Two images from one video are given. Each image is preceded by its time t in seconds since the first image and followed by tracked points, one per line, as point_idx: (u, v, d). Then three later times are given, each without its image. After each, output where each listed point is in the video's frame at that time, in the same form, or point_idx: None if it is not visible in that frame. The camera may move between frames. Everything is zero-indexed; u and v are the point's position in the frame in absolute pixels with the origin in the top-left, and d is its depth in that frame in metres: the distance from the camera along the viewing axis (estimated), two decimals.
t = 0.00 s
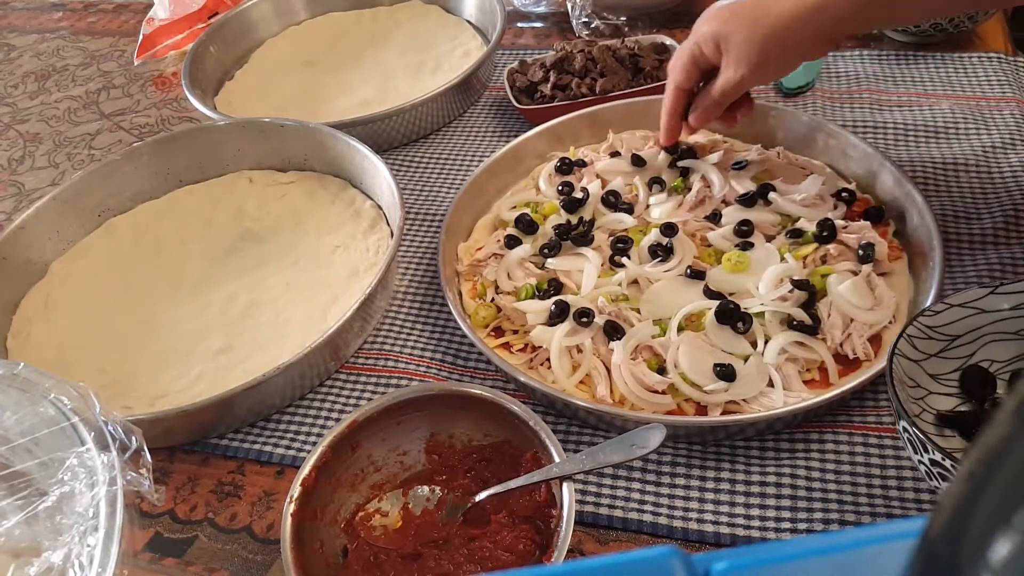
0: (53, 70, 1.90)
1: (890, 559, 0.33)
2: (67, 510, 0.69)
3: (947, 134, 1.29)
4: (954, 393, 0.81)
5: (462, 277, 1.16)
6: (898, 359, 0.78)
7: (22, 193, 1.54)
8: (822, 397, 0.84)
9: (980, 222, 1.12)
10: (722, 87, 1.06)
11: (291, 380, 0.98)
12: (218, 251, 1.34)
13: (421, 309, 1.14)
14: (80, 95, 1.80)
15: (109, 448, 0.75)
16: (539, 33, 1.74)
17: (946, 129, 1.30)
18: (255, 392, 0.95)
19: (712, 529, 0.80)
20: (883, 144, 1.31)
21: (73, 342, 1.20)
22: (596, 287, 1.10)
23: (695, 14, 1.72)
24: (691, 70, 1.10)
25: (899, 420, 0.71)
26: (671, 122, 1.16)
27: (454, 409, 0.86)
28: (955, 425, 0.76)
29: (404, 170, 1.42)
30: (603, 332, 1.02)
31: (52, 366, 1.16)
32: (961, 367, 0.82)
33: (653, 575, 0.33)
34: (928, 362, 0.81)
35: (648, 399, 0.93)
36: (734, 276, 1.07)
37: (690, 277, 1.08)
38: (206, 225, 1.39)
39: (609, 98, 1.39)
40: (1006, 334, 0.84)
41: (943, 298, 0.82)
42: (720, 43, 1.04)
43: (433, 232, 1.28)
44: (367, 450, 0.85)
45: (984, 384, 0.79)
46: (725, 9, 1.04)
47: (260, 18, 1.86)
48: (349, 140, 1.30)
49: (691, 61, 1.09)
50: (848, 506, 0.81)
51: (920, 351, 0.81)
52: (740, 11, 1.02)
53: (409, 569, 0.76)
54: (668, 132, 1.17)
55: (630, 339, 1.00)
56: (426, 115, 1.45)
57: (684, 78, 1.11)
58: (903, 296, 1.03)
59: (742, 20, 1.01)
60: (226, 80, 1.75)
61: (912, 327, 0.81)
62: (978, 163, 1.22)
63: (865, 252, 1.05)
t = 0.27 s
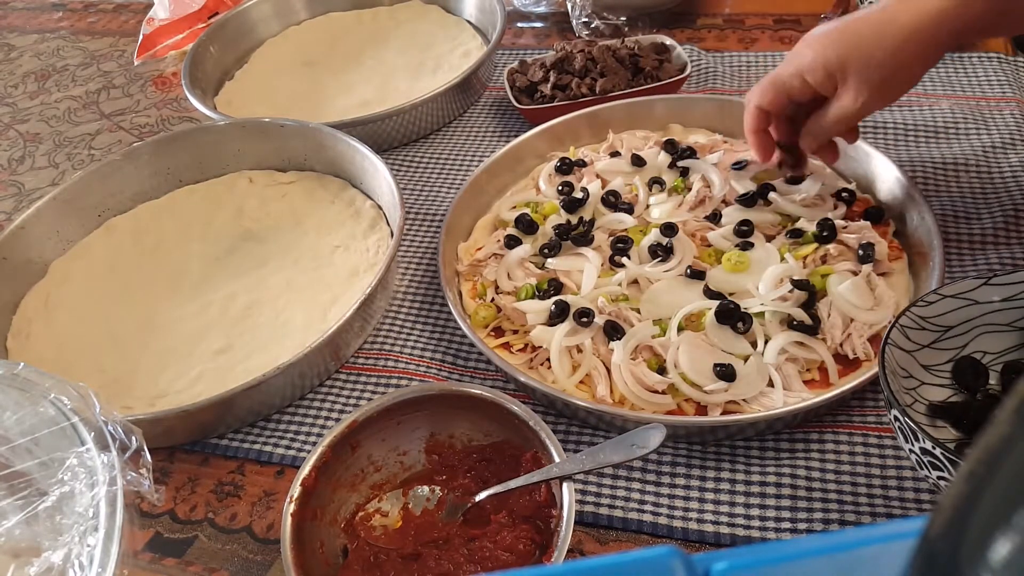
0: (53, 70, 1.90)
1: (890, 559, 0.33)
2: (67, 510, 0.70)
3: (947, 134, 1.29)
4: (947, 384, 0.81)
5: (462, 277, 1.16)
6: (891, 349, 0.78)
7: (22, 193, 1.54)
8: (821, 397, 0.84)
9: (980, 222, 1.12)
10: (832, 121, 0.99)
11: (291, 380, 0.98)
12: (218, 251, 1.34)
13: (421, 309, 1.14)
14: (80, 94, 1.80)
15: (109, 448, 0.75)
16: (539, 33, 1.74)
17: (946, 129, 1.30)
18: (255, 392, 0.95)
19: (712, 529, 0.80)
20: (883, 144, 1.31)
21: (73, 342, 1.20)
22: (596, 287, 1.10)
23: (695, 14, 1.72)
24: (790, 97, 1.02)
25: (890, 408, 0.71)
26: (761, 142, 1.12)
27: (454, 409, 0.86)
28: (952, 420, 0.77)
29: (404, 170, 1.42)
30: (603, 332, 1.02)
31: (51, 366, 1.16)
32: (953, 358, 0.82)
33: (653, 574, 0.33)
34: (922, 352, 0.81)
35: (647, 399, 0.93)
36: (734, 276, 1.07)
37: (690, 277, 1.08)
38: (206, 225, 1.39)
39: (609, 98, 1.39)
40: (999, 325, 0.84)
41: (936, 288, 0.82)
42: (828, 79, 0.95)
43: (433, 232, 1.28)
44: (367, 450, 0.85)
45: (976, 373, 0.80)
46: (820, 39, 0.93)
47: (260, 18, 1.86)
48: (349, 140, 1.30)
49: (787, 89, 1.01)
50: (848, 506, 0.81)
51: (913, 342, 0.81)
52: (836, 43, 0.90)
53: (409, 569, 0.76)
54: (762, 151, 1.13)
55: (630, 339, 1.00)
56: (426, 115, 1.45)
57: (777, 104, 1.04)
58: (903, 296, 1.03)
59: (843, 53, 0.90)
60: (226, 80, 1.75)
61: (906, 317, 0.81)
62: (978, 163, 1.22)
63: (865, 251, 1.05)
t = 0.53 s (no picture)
0: (53, 70, 1.90)
1: (891, 559, 0.33)
2: (67, 510, 0.70)
3: (947, 134, 1.29)
4: (965, 393, 0.81)
5: (462, 277, 1.16)
6: (909, 359, 0.79)
7: (22, 193, 1.54)
8: (821, 397, 0.84)
9: (980, 222, 1.12)
10: (766, 143, 0.94)
11: (291, 380, 0.98)
12: (218, 251, 1.34)
13: (422, 309, 1.14)
14: (80, 94, 1.80)
15: (109, 448, 0.75)
16: (539, 33, 1.74)
17: (946, 129, 1.30)
18: (255, 392, 0.95)
19: (712, 529, 0.80)
20: (883, 144, 1.31)
21: (73, 342, 1.20)
22: (596, 287, 1.10)
23: (694, 14, 1.72)
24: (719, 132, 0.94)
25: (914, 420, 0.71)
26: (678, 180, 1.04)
27: (454, 409, 0.86)
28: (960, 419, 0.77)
29: (404, 170, 1.42)
30: (603, 332, 1.02)
31: (51, 366, 1.16)
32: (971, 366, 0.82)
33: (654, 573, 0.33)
34: (940, 360, 0.81)
35: (648, 399, 0.93)
36: (734, 276, 1.07)
37: (689, 277, 1.08)
38: (206, 225, 1.39)
39: (609, 98, 1.39)
40: (1017, 334, 0.84)
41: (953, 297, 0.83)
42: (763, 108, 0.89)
43: (433, 232, 1.28)
44: (367, 450, 0.85)
45: (993, 381, 0.78)
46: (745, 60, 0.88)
47: (260, 18, 1.86)
48: (349, 140, 1.30)
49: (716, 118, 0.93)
50: (848, 506, 0.81)
51: (931, 350, 0.81)
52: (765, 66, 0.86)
53: (409, 569, 0.76)
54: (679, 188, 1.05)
55: (630, 339, 1.00)
56: (426, 115, 1.45)
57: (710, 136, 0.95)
58: (903, 296, 1.03)
59: (771, 79, 0.85)
60: (226, 80, 1.75)
61: (924, 326, 0.81)
62: (978, 163, 1.22)
63: (865, 251, 1.05)
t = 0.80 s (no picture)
0: (53, 70, 1.90)
1: (891, 559, 0.33)
2: (67, 510, 0.70)
3: (946, 134, 1.29)
4: (969, 381, 0.81)
5: (462, 277, 1.16)
6: (914, 346, 0.79)
7: (22, 193, 1.54)
8: (821, 397, 0.84)
9: (980, 222, 1.12)
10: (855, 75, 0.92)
11: (291, 380, 0.98)
12: (218, 251, 1.34)
13: (422, 309, 1.14)
14: (80, 94, 1.80)
15: (109, 448, 0.75)
16: (539, 33, 1.74)
17: (946, 129, 1.30)
18: (255, 392, 0.94)
19: (712, 529, 0.80)
20: (883, 144, 1.31)
21: (73, 343, 1.20)
22: (596, 287, 1.10)
23: (695, 14, 1.72)
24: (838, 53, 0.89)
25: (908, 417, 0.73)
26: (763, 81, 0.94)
27: (454, 409, 0.86)
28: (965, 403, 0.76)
29: (403, 170, 1.42)
30: (603, 332, 1.02)
31: (51, 366, 1.16)
32: (975, 354, 0.82)
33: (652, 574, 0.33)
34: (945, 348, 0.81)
35: (648, 400, 0.93)
36: (734, 276, 1.07)
37: (689, 278, 1.08)
38: (206, 225, 1.39)
39: (609, 98, 1.39)
40: (1019, 322, 0.84)
41: (959, 284, 0.83)
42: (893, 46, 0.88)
43: (433, 232, 1.28)
44: (367, 450, 0.85)
45: (997, 370, 0.78)
46: None
47: (260, 18, 1.86)
48: (349, 140, 1.30)
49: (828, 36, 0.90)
50: (848, 506, 0.81)
51: (936, 339, 0.81)
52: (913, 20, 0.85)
53: (409, 569, 0.76)
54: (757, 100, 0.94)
55: (630, 339, 1.00)
56: (426, 115, 1.45)
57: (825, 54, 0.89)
58: (903, 296, 1.03)
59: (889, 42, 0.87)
60: (226, 80, 1.75)
61: (928, 314, 0.81)
62: (978, 163, 1.22)
63: (865, 251, 1.04)
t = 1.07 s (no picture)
0: (53, 70, 1.90)
1: (890, 560, 0.33)
2: (67, 510, 0.70)
3: (946, 134, 1.29)
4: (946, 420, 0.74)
5: (462, 277, 1.16)
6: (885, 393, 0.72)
7: (22, 193, 1.54)
8: (821, 397, 0.84)
9: (980, 222, 1.12)
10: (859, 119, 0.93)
11: (291, 380, 0.98)
12: (218, 251, 1.34)
13: (422, 309, 1.14)
14: (80, 94, 1.80)
15: (109, 449, 0.75)
16: (539, 33, 1.74)
17: (946, 129, 1.30)
18: (255, 392, 0.94)
19: (712, 529, 0.80)
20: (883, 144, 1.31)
21: (73, 342, 1.20)
22: (596, 287, 1.10)
23: (695, 14, 1.72)
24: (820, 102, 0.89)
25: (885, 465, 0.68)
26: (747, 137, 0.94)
27: (454, 409, 0.86)
28: (939, 443, 0.69)
29: (403, 170, 1.42)
30: (603, 332, 1.02)
31: (51, 366, 1.16)
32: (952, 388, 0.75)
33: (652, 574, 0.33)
34: (918, 386, 0.74)
35: (648, 400, 0.93)
36: (734, 276, 1.07)
37: (689, 277, 1.08)
38: (206, 225, 1.39)
39: (609, 98, 1.39)
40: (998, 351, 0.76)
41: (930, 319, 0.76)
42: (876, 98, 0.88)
43: (433, 232, 1.28)
44: (367, 450, 0.85)
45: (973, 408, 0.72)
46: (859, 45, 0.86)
47: (260, 18, 1.86)
48: (349, 140, 1.30)
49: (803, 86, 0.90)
50: (848, 506, 0.81)
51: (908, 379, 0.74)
52: (890, 69, 0.85)
53: (409, 569, 0.76)
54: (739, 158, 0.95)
55: (630, 339, 1.00)
56: (427, 115, 1.45)
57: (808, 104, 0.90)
58: (903, 296, 1.03)
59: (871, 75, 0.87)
60: (226, 80, 1.75)
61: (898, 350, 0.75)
62: (978, 163, 1.22)
63: (865, 251, 1.04)
